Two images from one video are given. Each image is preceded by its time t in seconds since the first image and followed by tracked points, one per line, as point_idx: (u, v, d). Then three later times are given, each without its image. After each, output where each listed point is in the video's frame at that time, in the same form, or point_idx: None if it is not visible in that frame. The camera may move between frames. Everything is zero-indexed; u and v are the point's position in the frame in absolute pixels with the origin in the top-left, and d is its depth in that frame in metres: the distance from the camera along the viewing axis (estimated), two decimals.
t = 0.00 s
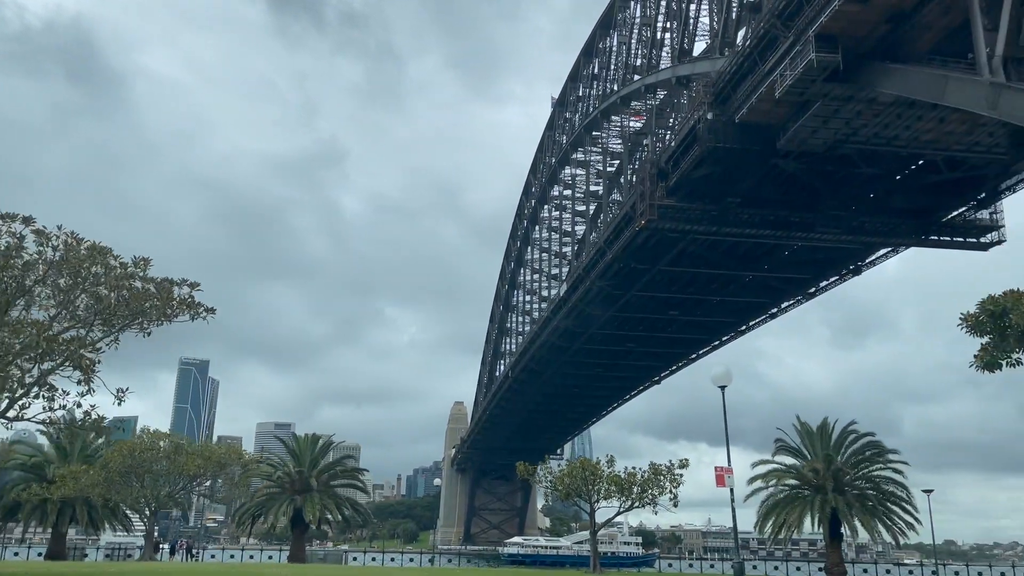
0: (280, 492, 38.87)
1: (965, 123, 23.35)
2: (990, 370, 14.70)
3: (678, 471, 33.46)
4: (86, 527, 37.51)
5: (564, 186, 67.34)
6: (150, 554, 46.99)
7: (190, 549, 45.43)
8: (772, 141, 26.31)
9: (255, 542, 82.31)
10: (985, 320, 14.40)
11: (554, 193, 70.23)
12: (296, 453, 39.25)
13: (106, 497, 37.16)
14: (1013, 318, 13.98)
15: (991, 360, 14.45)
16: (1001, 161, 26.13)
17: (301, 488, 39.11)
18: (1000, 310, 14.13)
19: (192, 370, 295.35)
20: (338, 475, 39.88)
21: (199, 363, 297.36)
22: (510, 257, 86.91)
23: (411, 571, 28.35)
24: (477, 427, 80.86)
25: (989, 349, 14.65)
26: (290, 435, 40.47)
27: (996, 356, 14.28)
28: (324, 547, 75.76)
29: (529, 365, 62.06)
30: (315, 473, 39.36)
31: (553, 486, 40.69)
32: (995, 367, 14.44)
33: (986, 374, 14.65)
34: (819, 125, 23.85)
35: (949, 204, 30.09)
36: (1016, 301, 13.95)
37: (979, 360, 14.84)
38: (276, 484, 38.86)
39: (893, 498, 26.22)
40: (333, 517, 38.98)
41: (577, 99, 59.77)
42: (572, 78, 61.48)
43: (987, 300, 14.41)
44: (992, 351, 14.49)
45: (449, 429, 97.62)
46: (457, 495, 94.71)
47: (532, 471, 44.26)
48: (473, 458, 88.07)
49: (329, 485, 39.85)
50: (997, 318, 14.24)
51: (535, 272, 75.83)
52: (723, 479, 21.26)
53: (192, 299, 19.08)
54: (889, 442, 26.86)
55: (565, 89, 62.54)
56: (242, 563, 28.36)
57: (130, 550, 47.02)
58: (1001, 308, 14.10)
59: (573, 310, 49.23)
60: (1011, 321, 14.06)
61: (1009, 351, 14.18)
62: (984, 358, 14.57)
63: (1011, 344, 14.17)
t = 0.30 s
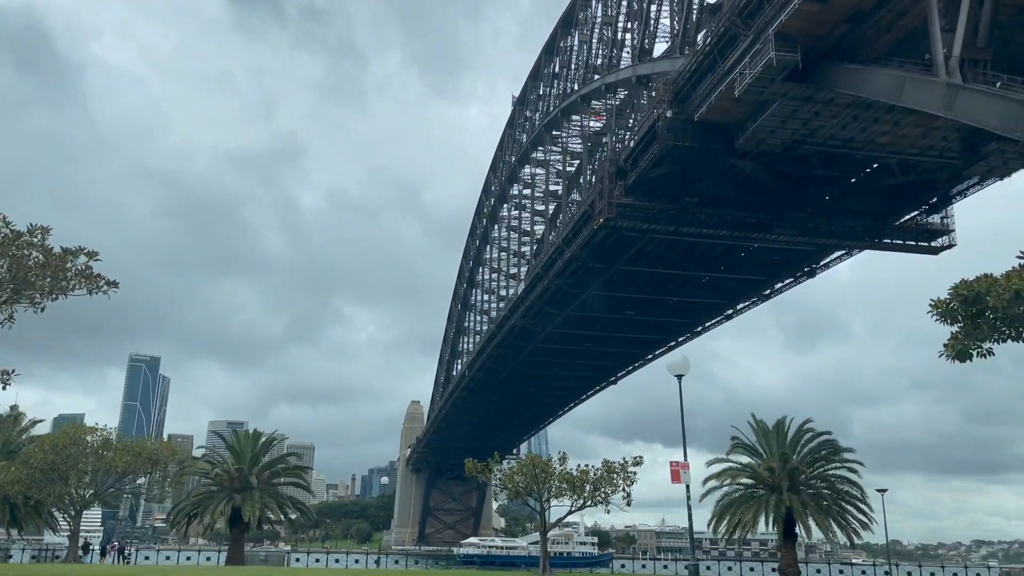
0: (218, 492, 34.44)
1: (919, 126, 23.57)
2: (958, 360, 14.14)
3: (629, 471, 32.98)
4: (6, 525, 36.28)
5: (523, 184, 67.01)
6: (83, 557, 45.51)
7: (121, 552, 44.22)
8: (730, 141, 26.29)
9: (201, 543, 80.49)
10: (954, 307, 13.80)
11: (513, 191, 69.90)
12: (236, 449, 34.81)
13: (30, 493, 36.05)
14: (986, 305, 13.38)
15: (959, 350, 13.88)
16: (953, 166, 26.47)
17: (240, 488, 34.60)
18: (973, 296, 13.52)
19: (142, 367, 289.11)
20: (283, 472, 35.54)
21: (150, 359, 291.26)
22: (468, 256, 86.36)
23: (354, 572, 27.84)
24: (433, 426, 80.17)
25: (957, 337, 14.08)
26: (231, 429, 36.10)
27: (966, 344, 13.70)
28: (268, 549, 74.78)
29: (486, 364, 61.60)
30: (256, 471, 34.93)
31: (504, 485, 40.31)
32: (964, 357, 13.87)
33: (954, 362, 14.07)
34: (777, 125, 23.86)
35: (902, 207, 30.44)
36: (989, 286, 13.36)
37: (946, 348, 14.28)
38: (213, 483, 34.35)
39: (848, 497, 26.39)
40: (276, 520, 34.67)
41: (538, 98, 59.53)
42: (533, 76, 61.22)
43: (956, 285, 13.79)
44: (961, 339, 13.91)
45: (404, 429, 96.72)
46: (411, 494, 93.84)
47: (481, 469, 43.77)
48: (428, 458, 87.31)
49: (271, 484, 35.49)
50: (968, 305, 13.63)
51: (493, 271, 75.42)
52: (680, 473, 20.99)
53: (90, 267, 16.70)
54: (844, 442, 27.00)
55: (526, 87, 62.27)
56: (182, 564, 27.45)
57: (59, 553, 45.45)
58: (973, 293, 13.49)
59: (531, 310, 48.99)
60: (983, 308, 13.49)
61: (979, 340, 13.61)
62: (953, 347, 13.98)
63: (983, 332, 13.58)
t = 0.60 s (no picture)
0: (150, 489, 31.57)
1: (877, 127, 23.68)
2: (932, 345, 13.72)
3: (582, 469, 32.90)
4: None
5: (484, 182, 66.58)
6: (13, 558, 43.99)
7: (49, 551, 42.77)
8: (691, 138, 26.17)
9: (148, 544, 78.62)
10: (926, 291, 13.30)
11: (474, 189, 69.42)
12: (172, 446, 32.00)
13: None
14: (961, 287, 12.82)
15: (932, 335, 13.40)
16: (909, 168, 26.68)
17: (177, 486, 31.84)
18: (948, 277, 12.96)
19: (92, 363, 282.49)
20: (223, 468, 32.80)
21: (100, 355, 284.50)
22: (428, 253, 85.67)
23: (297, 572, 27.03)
24: (390, 425, 79.33)
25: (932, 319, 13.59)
26: (170, 421, 33.16)
27: (937, 332, 13.23)
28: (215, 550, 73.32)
29: (445, 362, 61.02)
30: (194, 468, 32.15)
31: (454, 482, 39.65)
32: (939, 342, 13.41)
33: (928, 348, 13.58)
34: (737, 123, 23.78)
35: (858, 209, 30.65)
36: (965, 266, 12.79)
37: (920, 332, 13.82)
38: (148, 481, 31.56)
39: (804, 496, 26.46)
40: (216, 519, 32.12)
41: (500, 94, 59.16)
42: (495, 72, 60.86)
43: (930, 267, 13.25)
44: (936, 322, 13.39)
45: (361, 427, 95.66)
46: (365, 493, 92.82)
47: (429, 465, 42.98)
48: (384, 457, 86.41)
49: (212, 481, 32.81)
50: (943, 288, 13.06)
51: (453, 269, 74.88)
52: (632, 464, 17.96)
53: None
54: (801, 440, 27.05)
55: (488, 84, 61.90)
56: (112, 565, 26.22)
57: None
58: (946, 275, 12.93)
59: (490, 307, 48.59)
60: (958, 291, 12.97)
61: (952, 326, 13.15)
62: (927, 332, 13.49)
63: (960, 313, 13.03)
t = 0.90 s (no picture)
0: (81, 487, 30.41)
1: (837, 128, 23.72)
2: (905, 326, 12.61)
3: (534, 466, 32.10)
4: None
5: (446, 178, 66.00)
6: None
7: None
8: (653, 134, 25.97)
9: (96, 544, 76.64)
10: (902, 270, 12.04)
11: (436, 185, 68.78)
12: (104, 441, 30.75)
13: None
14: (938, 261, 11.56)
15: (908, 318, 12.28)
16: (868, 169, 26.83)
17: (109, 483, 30.65)
18: (925, 252, 11.68)
19: (41, 358, 275.46)
20: (160, 464, 31.68)
21: (50, 351, 277.47)
22: (389, 250, 84.77)
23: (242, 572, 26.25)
24: (348, 423, 78.31)
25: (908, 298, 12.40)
26: (106, 414, 31.88)
27: (915, 313, 12.08)
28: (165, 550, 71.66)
29: (404, 359, 60.31)
30: (128, 464, 30.95)
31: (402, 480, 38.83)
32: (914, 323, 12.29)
33: (903, 330, 12.48)
34: (699, 120, 23.64)
35: (817, 209, 30.78)
36: (944, 241, 11.48)
37: (893, 312, 12.68)
38: (79, 478, 30.36)
39: (763, 494, 26.44)
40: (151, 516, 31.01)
41: (463, 90, 58.63)
42: (458, 68, 60.32)
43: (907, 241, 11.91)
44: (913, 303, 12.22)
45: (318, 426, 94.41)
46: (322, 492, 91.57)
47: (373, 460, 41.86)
48: (342, 455, 85.34)
49: (149, 477, 31.69)
50: (920, 264, 11.80)
51: (414, 265, 74.15)
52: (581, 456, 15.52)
53: None
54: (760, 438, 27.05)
55: (451, 79, 61.34)
56: (41, 566, 25.04)
57: None
58: (921, 251, 11.66)
59: (450, 304, 48.07)
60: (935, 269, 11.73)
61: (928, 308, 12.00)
62: (904, 312, 12.33)
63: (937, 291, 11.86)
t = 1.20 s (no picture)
0: (10, 482, 29.30)
1: (800, 126, 23.71)
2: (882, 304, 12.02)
3: (486, 462, 30.55)
4: None
5: (410, 173, 65.27)
6: None
7: None
8: (618, 129, 25.74)
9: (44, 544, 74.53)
10: (880, 243, 11.35)
11: (399, 180, 68.01)
12: (35, 434, 29.66)
13: None
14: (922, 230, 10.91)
15: (887, 293, 11.65)
16: (829, 169, 26.92)
17: (40, 477, 29.63)
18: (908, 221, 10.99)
19: None
20: (94, 457, 30.87)
21: None
22: (351, 245, 83.73)
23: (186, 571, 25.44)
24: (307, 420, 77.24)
25: (886, 273, 11.78)
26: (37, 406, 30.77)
27: (896, 287, 11.48)
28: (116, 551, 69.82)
29: (364, 356, 59.53)
30: (60, 458, 30.00)
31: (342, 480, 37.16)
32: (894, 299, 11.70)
33: (880, 307, 11.93)
34: (664, 115, 23.46)
35: (779, 208, 30.84)
36: (928, 209, 10.81)
37: (869, 289, 12.06)
38: (8, 472, 29.28)
39: (723, 490, 26.35)
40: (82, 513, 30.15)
41: (427, 84, 57.98)
42: (423, 61, 59.65)
43: (884, 209, 11.21)
44: (892, 277, 11.60)
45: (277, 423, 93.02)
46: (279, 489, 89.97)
47: (317, 454, 41.07)
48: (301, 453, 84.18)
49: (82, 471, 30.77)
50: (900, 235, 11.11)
51: (376, 261, 73.27)
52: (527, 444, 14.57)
53: None
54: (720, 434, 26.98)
55: (415, 73, 60.59)
56: None
57: None
58: (902, 220, 10.94)
59: (412, 300, 47.49)
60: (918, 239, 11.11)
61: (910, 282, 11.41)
62: (884, 288, 11.69)
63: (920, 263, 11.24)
